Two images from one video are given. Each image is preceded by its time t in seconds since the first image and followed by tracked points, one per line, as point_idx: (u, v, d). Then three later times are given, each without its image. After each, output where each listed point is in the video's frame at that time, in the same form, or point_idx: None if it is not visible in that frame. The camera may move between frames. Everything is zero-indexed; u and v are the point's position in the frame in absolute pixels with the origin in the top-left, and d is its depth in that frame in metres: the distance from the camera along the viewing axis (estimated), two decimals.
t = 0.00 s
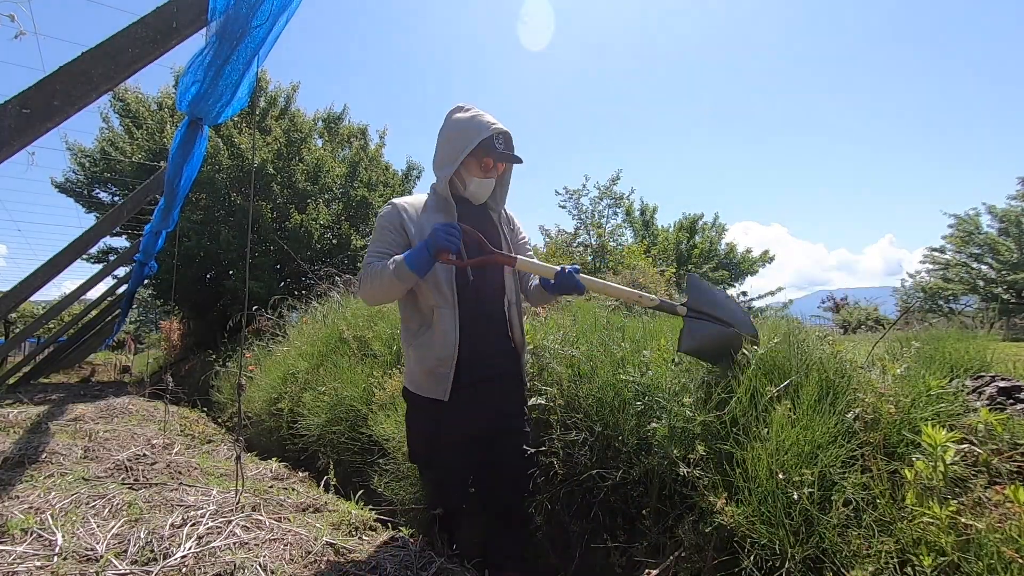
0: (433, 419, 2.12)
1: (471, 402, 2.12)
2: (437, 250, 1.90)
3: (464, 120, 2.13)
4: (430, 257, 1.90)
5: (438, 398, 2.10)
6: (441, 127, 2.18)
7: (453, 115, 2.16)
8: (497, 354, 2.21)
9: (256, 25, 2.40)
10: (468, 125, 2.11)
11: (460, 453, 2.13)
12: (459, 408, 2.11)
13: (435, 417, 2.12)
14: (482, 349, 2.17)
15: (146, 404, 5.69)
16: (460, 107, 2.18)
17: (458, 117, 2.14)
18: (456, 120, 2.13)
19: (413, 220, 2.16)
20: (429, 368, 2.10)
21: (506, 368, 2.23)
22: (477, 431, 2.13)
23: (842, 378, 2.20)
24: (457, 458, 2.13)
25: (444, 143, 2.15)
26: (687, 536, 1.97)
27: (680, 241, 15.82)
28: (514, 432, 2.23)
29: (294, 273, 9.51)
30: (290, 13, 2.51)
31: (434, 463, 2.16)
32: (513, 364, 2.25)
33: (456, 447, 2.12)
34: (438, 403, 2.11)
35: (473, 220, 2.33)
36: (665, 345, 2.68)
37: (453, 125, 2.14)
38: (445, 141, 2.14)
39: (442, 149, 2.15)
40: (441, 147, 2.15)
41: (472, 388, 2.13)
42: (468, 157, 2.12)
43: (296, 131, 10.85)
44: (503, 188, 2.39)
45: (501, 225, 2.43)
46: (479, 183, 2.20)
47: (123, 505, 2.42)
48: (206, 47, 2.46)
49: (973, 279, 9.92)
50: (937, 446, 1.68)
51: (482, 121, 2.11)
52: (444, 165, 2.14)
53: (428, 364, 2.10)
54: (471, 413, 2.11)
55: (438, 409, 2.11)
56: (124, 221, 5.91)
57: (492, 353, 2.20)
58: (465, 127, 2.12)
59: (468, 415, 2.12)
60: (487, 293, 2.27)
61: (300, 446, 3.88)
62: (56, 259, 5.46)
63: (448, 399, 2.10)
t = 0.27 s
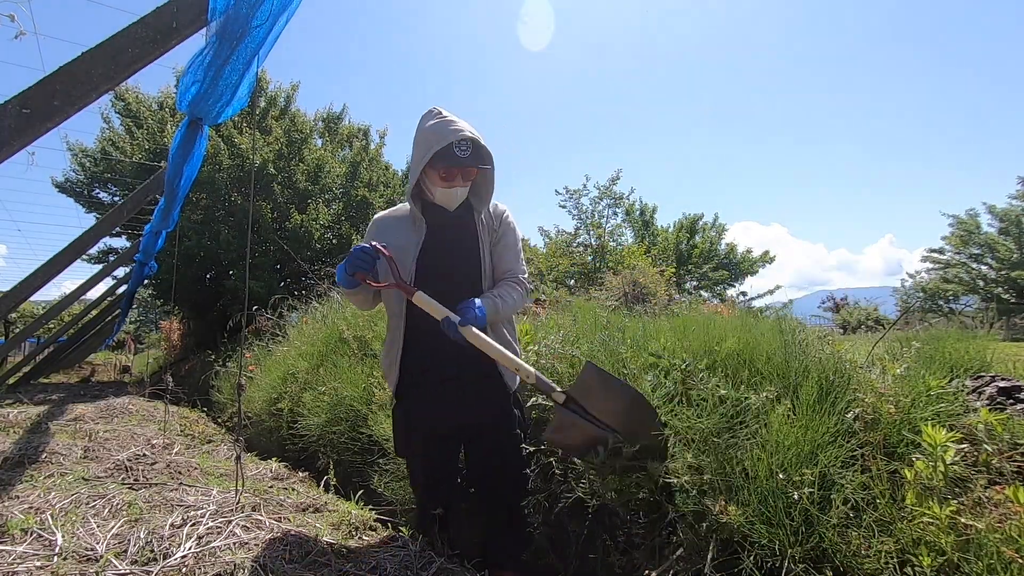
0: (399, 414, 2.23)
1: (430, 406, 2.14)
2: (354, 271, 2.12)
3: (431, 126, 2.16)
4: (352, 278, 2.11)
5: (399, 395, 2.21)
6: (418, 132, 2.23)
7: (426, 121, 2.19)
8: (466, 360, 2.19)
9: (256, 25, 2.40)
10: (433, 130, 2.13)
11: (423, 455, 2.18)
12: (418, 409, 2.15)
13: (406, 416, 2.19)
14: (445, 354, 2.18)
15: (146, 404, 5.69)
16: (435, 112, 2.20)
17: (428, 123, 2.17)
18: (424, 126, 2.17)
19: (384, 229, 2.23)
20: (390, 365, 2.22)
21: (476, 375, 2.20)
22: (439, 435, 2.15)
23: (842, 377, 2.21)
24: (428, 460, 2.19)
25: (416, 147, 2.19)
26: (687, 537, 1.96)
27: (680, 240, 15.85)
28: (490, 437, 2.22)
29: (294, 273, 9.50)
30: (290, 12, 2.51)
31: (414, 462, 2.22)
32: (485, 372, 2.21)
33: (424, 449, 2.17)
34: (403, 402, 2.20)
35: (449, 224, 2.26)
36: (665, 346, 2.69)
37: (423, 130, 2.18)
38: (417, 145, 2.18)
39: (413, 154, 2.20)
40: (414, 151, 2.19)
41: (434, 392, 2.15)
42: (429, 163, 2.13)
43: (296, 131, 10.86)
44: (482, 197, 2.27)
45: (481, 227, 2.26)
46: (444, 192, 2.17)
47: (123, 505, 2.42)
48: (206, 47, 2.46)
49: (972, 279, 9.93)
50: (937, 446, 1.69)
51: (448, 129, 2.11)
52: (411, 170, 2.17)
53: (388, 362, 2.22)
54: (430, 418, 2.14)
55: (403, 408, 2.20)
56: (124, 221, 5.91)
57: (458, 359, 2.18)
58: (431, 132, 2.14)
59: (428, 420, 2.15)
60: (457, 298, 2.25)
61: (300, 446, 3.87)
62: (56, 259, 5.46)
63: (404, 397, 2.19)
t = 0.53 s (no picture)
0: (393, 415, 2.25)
1: (422, 405, 2.16)
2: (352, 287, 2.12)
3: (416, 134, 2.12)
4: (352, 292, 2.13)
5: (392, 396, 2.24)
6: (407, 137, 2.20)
7: (413, 127, 2.15)
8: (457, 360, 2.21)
9: (256, 25, 2.40)
10: (416, 139, 2.09)
11: (417, 456, 2.20)
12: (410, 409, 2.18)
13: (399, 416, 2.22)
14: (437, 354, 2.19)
15: (146, 404, 5.69)
16: (423, 116, 2.15)
17: (413, 129, 2.13)
18: (409, 133, 2.13)
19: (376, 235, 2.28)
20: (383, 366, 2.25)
21: (467, 375, 2.21)
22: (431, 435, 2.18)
23: (841, 377, 2.22)
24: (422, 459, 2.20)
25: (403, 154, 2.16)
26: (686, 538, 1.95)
27: (680, 240, 15.85)
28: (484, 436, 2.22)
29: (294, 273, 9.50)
30: (290, 13, 2.52)
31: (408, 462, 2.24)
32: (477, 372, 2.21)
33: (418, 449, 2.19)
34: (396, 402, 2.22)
35: (437, 229, 2.24)
36: (665, 345, 2.70)
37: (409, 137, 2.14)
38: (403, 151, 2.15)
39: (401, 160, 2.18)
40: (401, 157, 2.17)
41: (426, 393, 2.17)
42: (410, 173, 2.08)
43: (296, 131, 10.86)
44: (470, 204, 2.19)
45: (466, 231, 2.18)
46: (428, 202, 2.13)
47: (123, 505, 2.42)
48: (206, 47, 2.46)
49: (973, 279, 9.93)
50: (936, 446, 1.70)
51: (433, 138, 2.05)
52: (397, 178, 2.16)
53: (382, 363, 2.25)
54: (422, 418, 2.16)
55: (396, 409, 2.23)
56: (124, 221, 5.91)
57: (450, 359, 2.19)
58: (414, 140, 2.10)
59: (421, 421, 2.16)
60: (446, 301, 2.24)
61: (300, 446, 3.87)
62: (56, 259, 5.46)
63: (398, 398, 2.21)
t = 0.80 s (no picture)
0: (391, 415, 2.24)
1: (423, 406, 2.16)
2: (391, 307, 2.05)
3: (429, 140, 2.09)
4: (391, 308, 2.05)
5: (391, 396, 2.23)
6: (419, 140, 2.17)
7: (426, 131, 2.12)
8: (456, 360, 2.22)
9: (256, 24, 2.40)
10: (429, 146, 2.06)
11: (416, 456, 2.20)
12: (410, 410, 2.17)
13: (398, 417, 2.21)
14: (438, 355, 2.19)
15: (146, 404, 5.70)
16: (438, 122, 2.12)
17: (427, 136, 2.10)
18: (423, 139, 2.09)
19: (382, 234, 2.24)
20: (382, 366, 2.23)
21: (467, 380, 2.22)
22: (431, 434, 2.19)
23: (840, 378, 2.23)
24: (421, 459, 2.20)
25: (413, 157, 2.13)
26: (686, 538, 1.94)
27: (680, 241, 15.88)
28: (484, 438, 2.24)
29: (294, 273, 9.50)
30: (290, 13, 2.53)
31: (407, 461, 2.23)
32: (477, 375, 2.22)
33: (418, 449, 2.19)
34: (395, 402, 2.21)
35: (443, 235, 2.23)
36: (665, 345, 2.70)
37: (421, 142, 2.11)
38: (414, 155, 2.12)
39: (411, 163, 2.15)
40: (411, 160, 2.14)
41: (426, 394, 2.17)
42: (420, 179, 2.06)
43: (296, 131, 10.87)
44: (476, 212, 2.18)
45: (471, 242, 2.17)
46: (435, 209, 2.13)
47: (123, 505, 2.42)
48: (206, 47, 2.46)
49: (973, 279, 9.94)
50: (936, 446, 1.68)
51: (444, 146, 2.03)
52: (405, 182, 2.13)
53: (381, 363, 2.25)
54: (422, 418, 2.16)
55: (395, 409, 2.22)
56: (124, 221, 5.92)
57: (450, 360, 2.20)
58: (427, 147, 2.07)
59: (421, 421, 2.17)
60: (447, 303, 2.24)
61: (300, 446, 3.88)
62: (56, 259, 5.46)
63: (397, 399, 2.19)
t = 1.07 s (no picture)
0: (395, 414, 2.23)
1: (430, 407, 2.16)
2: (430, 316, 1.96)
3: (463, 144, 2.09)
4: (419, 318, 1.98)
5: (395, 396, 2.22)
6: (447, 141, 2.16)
7: (457, 132, 2.11)
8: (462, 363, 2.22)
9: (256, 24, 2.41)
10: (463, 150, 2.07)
11: (421, 457, 2.18)
12: (415, 410, 2.16)
13: (403, 416, 2.20)
14: (446, 358, 2.19)
15: (146, 404, 5.70)
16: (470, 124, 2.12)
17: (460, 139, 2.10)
18: (455, 140, 2.08)
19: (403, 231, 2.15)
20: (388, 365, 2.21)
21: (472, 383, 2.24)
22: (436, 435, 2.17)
23: (840, 378, 2.23)
24: (425, 460, 2.18)
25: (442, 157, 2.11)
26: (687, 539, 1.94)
27: (680, 241, 15.89)
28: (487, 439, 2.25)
29: (294, 272, 9.49)
30: (290, 13, 2.53)
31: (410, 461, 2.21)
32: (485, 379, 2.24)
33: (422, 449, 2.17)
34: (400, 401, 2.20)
35: (465, 238, 2.23)
36: (665, 345, 2.70)
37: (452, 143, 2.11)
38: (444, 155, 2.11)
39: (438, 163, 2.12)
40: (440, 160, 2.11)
41: (432, 396, 2.17)
42: (451, 179, 2.05)
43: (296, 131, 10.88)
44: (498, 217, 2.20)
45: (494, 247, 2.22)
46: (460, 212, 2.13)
47: (123, 505, 2.42)
48: (207, 48, 2.46)
49: (974, 279, 9.93)
50: (936, 446, 1.68)
51: (476, 150, 2.03)
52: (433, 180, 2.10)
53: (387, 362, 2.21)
54: (428, 419, 2.16)
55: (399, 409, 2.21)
56: (124, 221, 5.92)
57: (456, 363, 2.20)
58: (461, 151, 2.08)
59: (427, 422, 2.16)
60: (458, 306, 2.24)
61: (300, 446, 3.88)
62: (56, 259, 5.46)
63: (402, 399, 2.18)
